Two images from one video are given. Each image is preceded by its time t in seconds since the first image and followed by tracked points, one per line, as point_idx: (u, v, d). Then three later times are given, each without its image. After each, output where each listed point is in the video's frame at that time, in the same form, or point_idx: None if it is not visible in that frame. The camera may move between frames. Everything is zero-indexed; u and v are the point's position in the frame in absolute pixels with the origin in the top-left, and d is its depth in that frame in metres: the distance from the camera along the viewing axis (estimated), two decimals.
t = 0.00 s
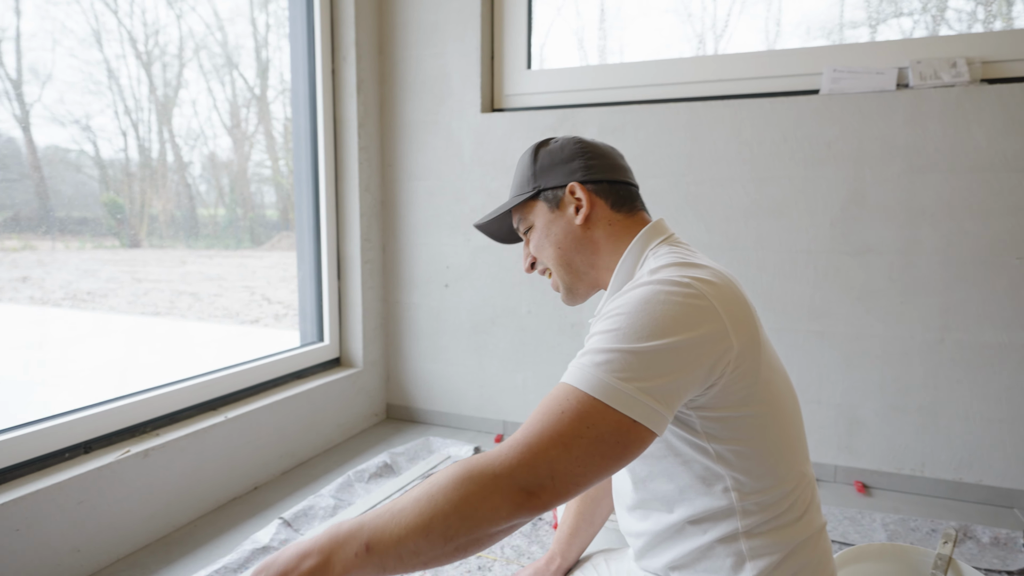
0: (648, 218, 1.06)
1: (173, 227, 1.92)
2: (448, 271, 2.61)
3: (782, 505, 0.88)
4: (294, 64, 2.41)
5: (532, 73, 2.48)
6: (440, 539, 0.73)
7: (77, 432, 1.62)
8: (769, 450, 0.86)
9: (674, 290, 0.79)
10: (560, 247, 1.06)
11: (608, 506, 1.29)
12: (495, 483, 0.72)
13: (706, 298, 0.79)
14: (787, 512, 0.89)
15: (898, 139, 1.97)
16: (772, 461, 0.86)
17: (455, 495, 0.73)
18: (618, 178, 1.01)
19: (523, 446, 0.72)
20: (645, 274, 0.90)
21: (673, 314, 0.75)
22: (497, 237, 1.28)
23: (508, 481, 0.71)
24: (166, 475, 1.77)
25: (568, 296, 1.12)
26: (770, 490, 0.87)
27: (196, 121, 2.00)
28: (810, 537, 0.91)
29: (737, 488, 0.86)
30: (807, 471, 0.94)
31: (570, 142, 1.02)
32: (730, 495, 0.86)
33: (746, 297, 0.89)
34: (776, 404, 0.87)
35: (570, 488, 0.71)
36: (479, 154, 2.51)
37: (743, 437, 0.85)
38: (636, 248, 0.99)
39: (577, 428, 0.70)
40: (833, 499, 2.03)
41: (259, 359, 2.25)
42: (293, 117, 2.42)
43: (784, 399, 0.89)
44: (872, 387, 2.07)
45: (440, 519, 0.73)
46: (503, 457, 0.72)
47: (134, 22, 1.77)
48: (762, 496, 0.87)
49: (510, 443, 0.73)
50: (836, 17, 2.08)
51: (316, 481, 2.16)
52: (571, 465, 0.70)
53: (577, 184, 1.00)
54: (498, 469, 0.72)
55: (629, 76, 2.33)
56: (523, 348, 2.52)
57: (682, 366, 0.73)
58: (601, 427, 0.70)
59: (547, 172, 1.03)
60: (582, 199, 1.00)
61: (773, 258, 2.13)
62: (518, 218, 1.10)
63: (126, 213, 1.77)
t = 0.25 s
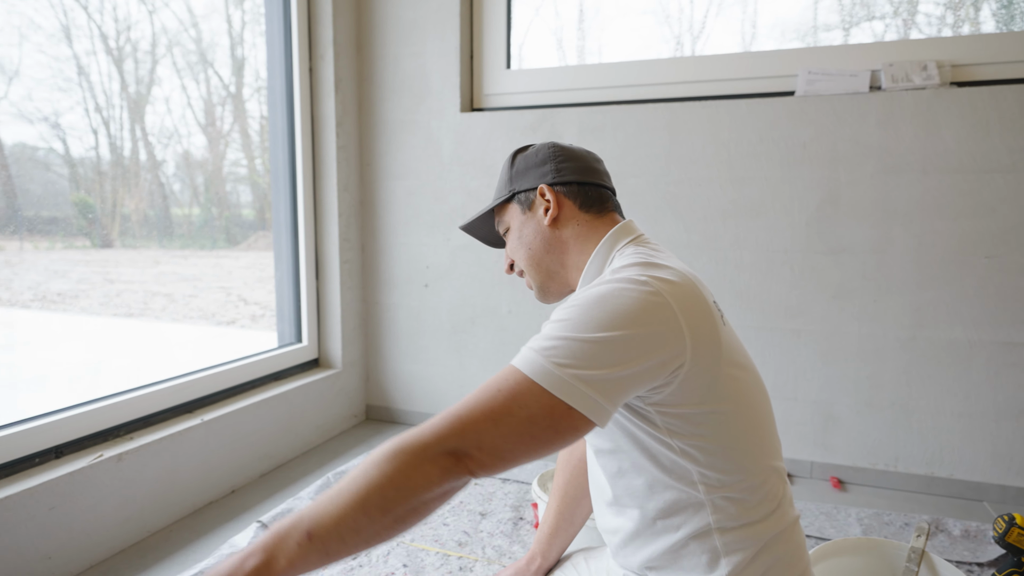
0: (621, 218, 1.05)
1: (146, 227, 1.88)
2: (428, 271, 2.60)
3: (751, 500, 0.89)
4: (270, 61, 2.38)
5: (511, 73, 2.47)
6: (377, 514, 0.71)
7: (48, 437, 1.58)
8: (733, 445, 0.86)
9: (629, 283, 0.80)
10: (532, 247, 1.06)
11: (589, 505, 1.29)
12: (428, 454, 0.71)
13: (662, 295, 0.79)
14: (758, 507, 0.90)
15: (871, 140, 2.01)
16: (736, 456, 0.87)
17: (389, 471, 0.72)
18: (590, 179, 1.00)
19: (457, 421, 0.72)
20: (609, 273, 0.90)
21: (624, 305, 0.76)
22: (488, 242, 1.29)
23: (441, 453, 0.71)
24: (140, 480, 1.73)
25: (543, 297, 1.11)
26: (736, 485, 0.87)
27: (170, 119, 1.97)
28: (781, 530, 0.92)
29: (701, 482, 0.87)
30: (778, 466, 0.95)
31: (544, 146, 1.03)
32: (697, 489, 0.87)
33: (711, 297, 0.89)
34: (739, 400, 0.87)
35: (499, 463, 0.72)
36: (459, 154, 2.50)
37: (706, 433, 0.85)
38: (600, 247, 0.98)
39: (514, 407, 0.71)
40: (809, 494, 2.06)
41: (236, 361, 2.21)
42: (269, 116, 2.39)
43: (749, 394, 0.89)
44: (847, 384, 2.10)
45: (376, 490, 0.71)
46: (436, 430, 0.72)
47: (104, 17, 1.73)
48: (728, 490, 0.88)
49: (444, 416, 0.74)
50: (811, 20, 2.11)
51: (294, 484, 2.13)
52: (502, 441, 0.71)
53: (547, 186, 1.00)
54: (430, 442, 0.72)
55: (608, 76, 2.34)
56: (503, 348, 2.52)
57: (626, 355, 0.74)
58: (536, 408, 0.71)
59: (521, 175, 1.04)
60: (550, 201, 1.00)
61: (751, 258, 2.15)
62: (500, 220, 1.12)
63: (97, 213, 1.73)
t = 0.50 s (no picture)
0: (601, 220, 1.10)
1: (128, 227, 1.85)
2: (414, 271, 2.59)
3: (734, 498, 0.89)
4: (254, 60, 2.35)
5: (498, 73, 2.47)
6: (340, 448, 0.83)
7: (29, 441, 1.55)
8: (712, 444, 0.87)
9: (601, 281, 0.83)
10: (528, 247, 1.03)
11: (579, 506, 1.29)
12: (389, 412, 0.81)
13: (636, 294, 0.82)
14: (742, 505, 0.90)
15: (853, 141, 2.03)
16: (715, 454, 0.87)
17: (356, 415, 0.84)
18: (580, 184, 1.04)
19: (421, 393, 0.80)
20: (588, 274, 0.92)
21: (591, 302, 0.79)
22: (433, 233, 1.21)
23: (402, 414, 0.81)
24: (124, 484, 1.71)
25: (528, 297, 1.09)
26: (717, 482, 0.88)
27: (152, 118, 1.94)
28: (767, 527, 0.92)
29: (680, 480, 0.88)
30: (762, 463, 0.95)
31: (537, 146, 1.03)
32: (677, 488, 0.88)
33: (691, 297, 0.90)
34: (717, 398, 0.87)
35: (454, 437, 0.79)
36: (445, 154, 2.49)
37: (684, 432, 0.85)
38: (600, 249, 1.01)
39: (475, 390, 0.78)
40: (794, 492, 2.08)
41: (221, 363, 2.19)
42: (254, 115, 2.37)
43: (728, 392, 0.89)
44: (831, 383, 2.12)
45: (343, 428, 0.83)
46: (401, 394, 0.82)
47: (83, 15, 1.70)
48: (708, 488, 0.88)
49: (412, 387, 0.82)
50: (793, 22, 2.13)
51: (280, 486, 2.11)
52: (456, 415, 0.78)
53: (550, 187, 1.01)
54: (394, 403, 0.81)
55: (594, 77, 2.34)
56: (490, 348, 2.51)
57: (588, 348, 0.77)
58: (492, 390, 0.77)
59: (514, 171, 1.01)
60: (554, 202, 1.01)
61: (736, 258, 2.17)
62: (478, 217, 1.05)
63: (77, 214, 1.70)
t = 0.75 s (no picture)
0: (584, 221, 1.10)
1: (112, 227, 1.83)
2: (404, 271, 2.58)
3: (721, 494, 0.89)
4: (241, 58, 2.33)
5: (486, 72, 2.47)
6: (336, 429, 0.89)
7: (12, 444, 1.52)
8: (699, 441, 0.87)
9: (586, 280, 0.84)
10: (514, 254, 1.03)
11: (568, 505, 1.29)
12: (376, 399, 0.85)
13: (622, 293, 0.82)
14: (730, 501, 0.90)
15: (840, 141, 2.05)
16: (702, 452, 0.87)
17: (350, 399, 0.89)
18: (562, 185, 1.04)
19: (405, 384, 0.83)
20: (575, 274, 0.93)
21: (574, 300, 0.80)
22: (417, 244, 1.19)
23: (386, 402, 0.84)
24: (109, 487, 1.69)
25: (519, 301, 1.10)
26: (705, 480, 0.88)
27: (137, 117, 1.91)
28: (755, 523, 0.93)
29: (667, 478, 0.88)
30: (749, 460, 0.95)
31: (516, 150, 1.02)
32: (664, 484, 0.88)
33: (676, 296, 0.90)
34: (703, 395, 0.88)
35: (434, 428, 0.81)
36: (434, 153, 2.48)
37: (671, 429, 0.86)
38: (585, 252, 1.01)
39: (457, 382, 0.79)
40: (782, 490, 2.09)
41: (208, 364, 2.17)
42: (241, 114, 2.34)
43: (714, 389, 0.90)
44: (818, 381, 2.14)
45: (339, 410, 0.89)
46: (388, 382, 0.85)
47: (66, 12, 1.68)
48: (696, 486, 0.88)
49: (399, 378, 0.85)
50: (780, 24, 2.15)
51: (269, 488, 2.09)
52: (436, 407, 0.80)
53: (532, 192, 0.99)
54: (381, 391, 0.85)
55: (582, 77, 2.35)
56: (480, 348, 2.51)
57: (570, 343, 0.77)
58: (471, 383, 0.78)
59: (495, 178, 0.99)
60: (538, 207, 1.00)
61: (724, 257, 2.18)
62: (460, 227, 1.04)
63: (61, 214, 1.67)
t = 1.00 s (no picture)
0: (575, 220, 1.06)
1: (96, 228, 1.81)
2: (392, 270, 2.57)
3: (710, 489, 0.90)
4: (227, 57, 2.31)
5: (474, 72, 2.46)
6: (311, 449, 0.81)
7: None
8: (689, 436, 0.87)
9: (582, 275, 0.84)
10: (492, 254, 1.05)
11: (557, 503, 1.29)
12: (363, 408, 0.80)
13: (614, 289, 0.82)
14: (718, 496, 0.91)
15: (825, 140, 2.07)
16: (692, 446, 0.88)
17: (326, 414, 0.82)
18: (545, 182, 1.01)
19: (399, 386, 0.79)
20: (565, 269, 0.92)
21: (569, 295, 0.79)
22: (436, 249, 1.26)
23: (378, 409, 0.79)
24: (94, 489, 1.66)
25: (504, 301, 1.10)
26: (693, 474, 0.88)
27: (120, 116, 1.89)
28: (742, 518, 0.93)
29: (658, 473, 0.88)
30: (737, 455, 0.96)
31: (497, 151, 1.03)
32: (654, 480, 0.88)
33: (667, 293, 0.90)
34: (693, 390, 0.88)
35: (433, 430, 0.78)
36: (422, 153, 2.47)
37: (660, 424, 0.86)
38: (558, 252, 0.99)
39: (455, 380, 0.77)
40: (770, 486, 2.11)
41: (194, 364, 2.15)
42: (226, 113, 2.32)
43: (703, 385, 0.90)
44: (805, 378, 2.16)
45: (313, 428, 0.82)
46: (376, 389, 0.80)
47: (48, 10, 1.65)
48: (685, 480, 0.89)
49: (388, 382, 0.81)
50: (766, 24, 2.17)
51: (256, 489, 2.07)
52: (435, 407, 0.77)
53: (506, 192, 1.00)
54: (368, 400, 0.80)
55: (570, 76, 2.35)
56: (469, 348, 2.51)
57: (568, 337, 0.77)
58: (473, 379, 0.76)
59: (476, 181, 1.03)
60: (510, 205, 1.00)
61: (712, 256, 2.19)
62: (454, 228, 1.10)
63: (43, 214, 1.65)
